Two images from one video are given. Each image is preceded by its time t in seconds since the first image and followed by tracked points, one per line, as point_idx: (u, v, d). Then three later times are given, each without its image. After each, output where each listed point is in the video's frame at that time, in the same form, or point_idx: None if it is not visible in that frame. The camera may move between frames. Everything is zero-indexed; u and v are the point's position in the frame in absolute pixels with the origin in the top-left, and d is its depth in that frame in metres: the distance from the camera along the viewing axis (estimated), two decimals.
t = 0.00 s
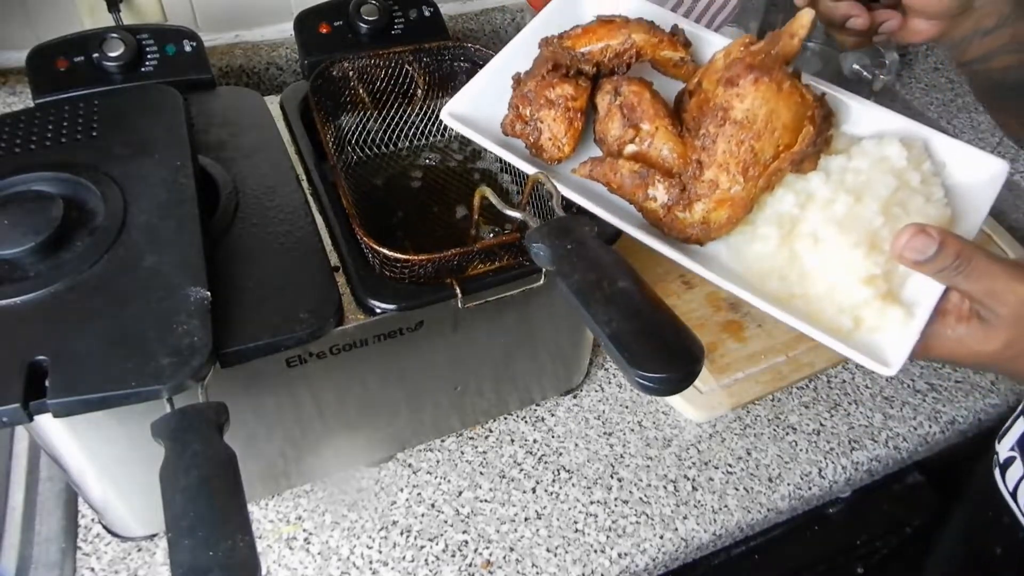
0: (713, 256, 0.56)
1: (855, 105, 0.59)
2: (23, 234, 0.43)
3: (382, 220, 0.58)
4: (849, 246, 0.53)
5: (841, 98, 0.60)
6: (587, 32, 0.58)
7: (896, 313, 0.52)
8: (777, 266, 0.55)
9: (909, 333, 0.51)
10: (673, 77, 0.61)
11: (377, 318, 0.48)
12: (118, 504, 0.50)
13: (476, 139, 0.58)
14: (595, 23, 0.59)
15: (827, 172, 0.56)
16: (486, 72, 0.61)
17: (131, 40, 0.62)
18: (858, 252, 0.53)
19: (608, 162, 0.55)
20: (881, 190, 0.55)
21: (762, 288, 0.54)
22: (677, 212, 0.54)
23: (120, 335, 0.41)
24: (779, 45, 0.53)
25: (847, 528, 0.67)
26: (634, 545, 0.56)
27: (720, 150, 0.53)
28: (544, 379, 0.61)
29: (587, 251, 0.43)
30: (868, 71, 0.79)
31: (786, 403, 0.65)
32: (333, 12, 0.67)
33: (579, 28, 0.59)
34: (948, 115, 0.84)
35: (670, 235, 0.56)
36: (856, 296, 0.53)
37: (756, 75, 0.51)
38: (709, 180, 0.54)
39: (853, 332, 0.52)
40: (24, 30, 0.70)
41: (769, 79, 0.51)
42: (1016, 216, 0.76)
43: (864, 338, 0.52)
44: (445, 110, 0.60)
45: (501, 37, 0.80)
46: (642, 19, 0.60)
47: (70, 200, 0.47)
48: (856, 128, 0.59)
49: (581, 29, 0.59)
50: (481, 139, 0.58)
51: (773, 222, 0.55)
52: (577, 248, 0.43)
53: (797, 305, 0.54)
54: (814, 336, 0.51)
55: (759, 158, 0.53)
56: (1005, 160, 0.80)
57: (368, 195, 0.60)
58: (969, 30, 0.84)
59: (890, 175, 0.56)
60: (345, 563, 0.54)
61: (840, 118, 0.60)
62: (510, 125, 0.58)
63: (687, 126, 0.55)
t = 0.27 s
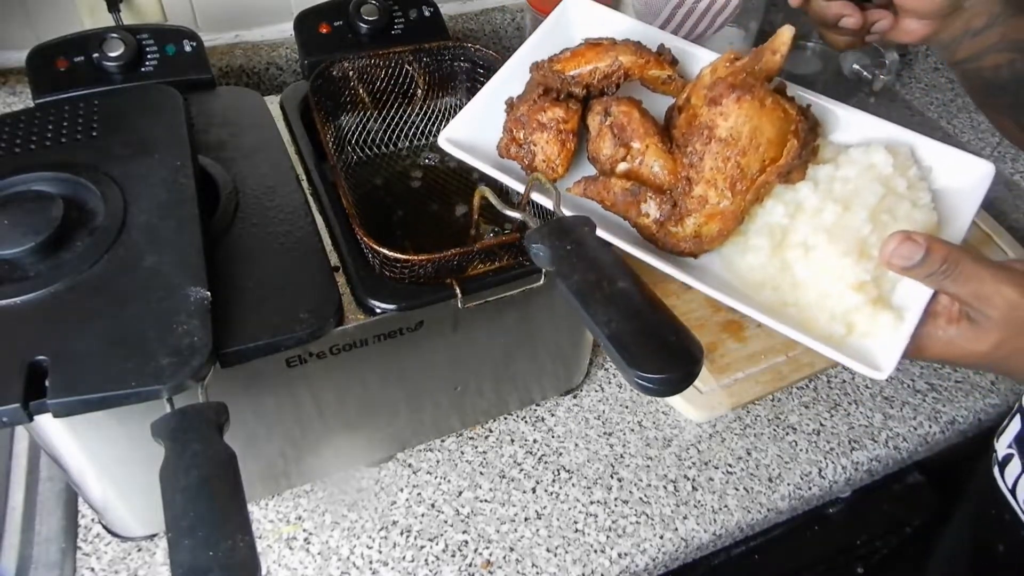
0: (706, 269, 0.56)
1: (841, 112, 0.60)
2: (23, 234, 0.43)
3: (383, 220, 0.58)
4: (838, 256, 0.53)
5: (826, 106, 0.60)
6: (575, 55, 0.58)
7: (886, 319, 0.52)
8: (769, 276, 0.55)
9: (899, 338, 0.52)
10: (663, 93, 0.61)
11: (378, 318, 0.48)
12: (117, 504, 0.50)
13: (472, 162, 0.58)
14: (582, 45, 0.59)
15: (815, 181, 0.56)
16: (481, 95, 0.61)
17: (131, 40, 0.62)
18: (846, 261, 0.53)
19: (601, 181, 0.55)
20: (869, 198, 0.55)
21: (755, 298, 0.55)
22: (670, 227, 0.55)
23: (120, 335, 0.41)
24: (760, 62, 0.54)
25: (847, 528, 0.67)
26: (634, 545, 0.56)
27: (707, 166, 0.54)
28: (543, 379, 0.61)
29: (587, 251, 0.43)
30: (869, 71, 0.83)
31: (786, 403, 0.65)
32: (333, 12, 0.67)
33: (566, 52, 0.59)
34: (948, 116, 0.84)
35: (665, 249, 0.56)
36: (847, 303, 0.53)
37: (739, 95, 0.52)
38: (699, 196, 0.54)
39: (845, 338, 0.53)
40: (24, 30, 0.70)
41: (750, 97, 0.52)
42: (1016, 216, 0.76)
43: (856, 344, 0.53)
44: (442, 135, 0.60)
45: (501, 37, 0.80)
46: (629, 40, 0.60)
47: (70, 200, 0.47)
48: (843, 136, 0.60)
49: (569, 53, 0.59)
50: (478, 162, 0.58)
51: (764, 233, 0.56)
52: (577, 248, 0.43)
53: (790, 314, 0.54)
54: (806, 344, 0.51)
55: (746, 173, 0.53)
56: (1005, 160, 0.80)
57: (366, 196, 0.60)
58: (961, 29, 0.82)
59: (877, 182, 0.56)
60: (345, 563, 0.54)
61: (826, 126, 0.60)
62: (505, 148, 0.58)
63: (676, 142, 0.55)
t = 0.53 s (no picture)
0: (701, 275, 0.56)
1: (836, 121, 0.60)
2: (23, 234, 0.43)
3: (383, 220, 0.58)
4: (831, 263, 0.54)
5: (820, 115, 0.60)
6: (573, 61, 0.58)
7: (879, 326, 0.52)
8: (763, 283, 0.55)
9: (891, 345, 0.51)
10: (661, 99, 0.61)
11: (378, 318, 0.48)
12: (117, 504, 0.50)
13: (469, 166, 0.58)
14: (581, 51, 0.59)
15: (810, 189, 0.56)
16: (479, 102, 0.61)
17: (131, 40, 0.62)
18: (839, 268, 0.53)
19: (597, 187, 0.55)
20: (863, 207, 0.55)
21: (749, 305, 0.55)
22: (665, 233, 0.54)
23: (120, 334, 0.41)
24: (756, 70, 0.54)
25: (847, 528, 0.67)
26: (634, 545, 0.56)
27: (702, 174, 0.53)
28: (544, 379, 0.61)
29: (586, 252, 0.43)
30: (868, 71, 0.83)
31: (786, 403, 0.65)
32: (333, 12, 0.67)
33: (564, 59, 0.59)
34: (948, 116, 0.84)
35: (660, 255, 0.56)
36: (840, 310, 0.53)
37: (735, 104, 0.52)
38: (694, 204, 0.54)
39: (836, 345, 0.52)
40: (23, 30, 0.69)
41: (746, 106, 0.52)
42: (1016, 215, 0.76)
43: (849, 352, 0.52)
44: (442, 139, 0.59)
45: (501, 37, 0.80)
46: (627, 47, 0.60)
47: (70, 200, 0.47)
48: (838, 145, 0.60)
49: (566, 59, 0.59)
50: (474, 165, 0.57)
51: (758, 240, 0.56)
52: (576, 248, 0.43)
53: (783, 321, 0.54)
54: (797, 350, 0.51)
55: (742, 181, 0.53)
56: (1005, 160, 0.80)
57: (366, 196, 0.60)
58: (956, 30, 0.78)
59: (871, 191, 0.56)
60: (345, 563, 0.54)
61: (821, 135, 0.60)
62: (504, 153, 0.58)
63: (673, 150, 0.55)
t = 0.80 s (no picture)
0: (698, 280, 0.56)
1: (834, 131, 0.60)
2: (23, 234, 0.43)
3: (383, 220, 0.58)
4: (826, 269, 0.54)
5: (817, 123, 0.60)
6: (573, 67, 0.59)
7: (873, 332, 0.52)
8: (759, 289, 0.55)
9: (886, 352, 0.51)
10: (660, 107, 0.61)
11: (378, 318, 0.48)
12: (117, 504, 0.50)
13: (468, 170, 0.57)
14: (581, 58, 0.59)
15: (807, 197, 0.57)
16: (478, 108, 0.61)
17: (131, 40, 0.62)
18: (834, 275, 0.53)
19: (596, 193, 0.55)
20: (859, 215, 0.55)
21: (745, 310, 0.54)
22: (663, 238, 0.54)
23: (120, 334, 0.41)
24: (754, 80, 0.54)
25: (848, 528, 0.67)
26: (634, 545, 0.56)
27: (700, 179, 0.53)
28: (544, 379, 0.61)
29: (586, 251, 0.43)
30: (869, 71, 0.85)
31: (785, 403, 0.65)
32: (332, 12, 0.67)
33: (564, 66, 0.59)
34: (948, 116, 0.84)
35: (656, 261, 0.56)
36: (835, 316, 0.53)
37: (733, 111, 0.52)
38: (692, 209, 0.54)
39: (832, 351, 0.52)
40: (23, 30, 0.69)
41: (744, 113, 0.52)
42: (1016, 215, 0.76)
43: (844, 359, 0.52)
44: (442, 142, 0.59)
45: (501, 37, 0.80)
46: (626, 55, 0.60)
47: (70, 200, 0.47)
48: (835, 154, 0.60)
49: (566, 67, 0.59)
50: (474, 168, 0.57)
51: (755, 246, 0.56)
52: (576, 248, 0.43)
53: (778, 326, 0.54)
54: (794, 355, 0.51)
55: (740, 187, 0.53)
56: (1005, 160, 0.80)
57: (365, 196, 0.60)
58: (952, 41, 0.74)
59: (867, 200, 0.56)
60: (345, 563, 0.54)
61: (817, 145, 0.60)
62: (503, 157, 0.58)
63: (672, 157, 0.55)
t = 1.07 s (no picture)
0: (696, 280, 0.56)
1: (833, 132, 0.60)
2: (23, 234, 0.43)
3: (383, 220, 0.58)
4: (823, 270, 0.54)
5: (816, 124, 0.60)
6: (573, 67, 0.58)
7: (871, 333, 0.52)
8: (757, 289, 0.55)
9: (883, 353, 0.51)
10: (659, 107, 0.61)
11: (378, 318, 0.48)
12: (117, 504, 0.50)
13: (468, 169, 0.57)
14: (581, 58, 0.59)
15: (805, 198, 0.57)
16: (478, 108, 0.60)
17: (131, 40, 0.62)
18: (832, 276, 0.53)
19: (595, 193, 0.55)
20: (857, 216, 0.55)
21: (743, 310, 0.54)
22: (661, 238, 0.54)
23: (121, 334, 0.41)
24: (753, 80, 0.54)
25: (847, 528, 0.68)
26: (634, 545, 0.56)
27: (699, 179, 0.53)
28: (544, 379, 0.61)
29: (586, 252, 0.43)
30: (869, 72, 0.86)
31: (785, 403, 0.65)
32: (333, 12, 0.67)
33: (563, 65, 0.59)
34: (948, 116, 0.84)
35: (655, 260, 0.55)
36: (832, 318, 0.53)
37: (732, 110, 0.52)
38: (690, 209, 0.54)
39: (829, 351, 0.52)
40: (23, 30, 0.69)
41: (742, 113, 0.52)
42: (1015, 215, 0.76)
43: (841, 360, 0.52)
44: (441, 141, 0.59)
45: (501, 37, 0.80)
46: (625, 55, 0.60)
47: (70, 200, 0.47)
48: (833, 156, 0.60)
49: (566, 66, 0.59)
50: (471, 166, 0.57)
51: (753, 246, 0.56)
52: (576, 248, 0.43)
53: (776, 327, 0.54)
54: (792, 357, 0.51)
55: (738, 187, 0.53)
56: (1004, 160, 0.80)
57: (365, 195, 0.60)
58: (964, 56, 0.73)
59: (865, 201, 0.56)
60: (344, 563, 0.54)
61: (816, 146, 0.60)
62: (502, 157, 0.58)
63: (671, 157, 0.55)
